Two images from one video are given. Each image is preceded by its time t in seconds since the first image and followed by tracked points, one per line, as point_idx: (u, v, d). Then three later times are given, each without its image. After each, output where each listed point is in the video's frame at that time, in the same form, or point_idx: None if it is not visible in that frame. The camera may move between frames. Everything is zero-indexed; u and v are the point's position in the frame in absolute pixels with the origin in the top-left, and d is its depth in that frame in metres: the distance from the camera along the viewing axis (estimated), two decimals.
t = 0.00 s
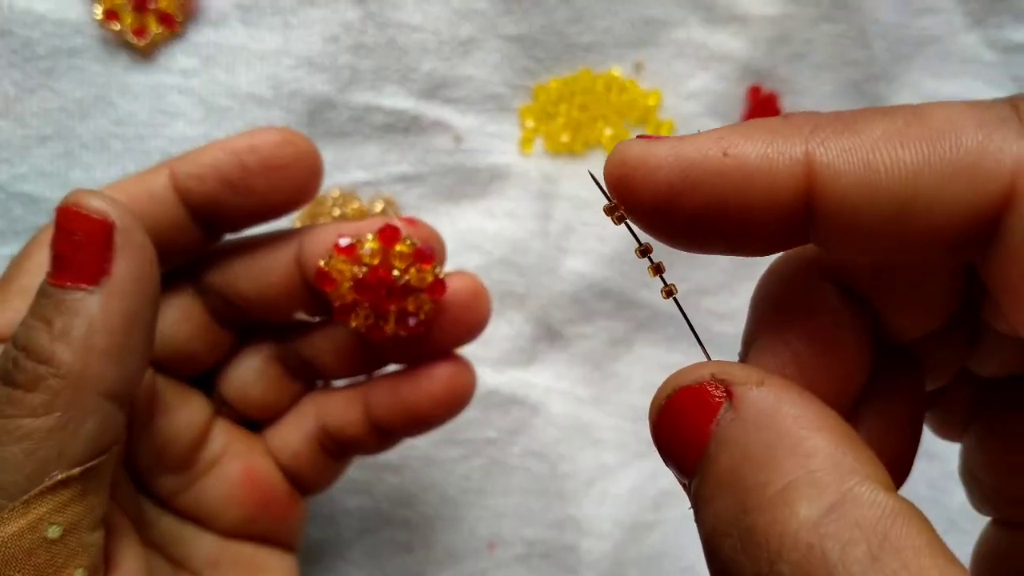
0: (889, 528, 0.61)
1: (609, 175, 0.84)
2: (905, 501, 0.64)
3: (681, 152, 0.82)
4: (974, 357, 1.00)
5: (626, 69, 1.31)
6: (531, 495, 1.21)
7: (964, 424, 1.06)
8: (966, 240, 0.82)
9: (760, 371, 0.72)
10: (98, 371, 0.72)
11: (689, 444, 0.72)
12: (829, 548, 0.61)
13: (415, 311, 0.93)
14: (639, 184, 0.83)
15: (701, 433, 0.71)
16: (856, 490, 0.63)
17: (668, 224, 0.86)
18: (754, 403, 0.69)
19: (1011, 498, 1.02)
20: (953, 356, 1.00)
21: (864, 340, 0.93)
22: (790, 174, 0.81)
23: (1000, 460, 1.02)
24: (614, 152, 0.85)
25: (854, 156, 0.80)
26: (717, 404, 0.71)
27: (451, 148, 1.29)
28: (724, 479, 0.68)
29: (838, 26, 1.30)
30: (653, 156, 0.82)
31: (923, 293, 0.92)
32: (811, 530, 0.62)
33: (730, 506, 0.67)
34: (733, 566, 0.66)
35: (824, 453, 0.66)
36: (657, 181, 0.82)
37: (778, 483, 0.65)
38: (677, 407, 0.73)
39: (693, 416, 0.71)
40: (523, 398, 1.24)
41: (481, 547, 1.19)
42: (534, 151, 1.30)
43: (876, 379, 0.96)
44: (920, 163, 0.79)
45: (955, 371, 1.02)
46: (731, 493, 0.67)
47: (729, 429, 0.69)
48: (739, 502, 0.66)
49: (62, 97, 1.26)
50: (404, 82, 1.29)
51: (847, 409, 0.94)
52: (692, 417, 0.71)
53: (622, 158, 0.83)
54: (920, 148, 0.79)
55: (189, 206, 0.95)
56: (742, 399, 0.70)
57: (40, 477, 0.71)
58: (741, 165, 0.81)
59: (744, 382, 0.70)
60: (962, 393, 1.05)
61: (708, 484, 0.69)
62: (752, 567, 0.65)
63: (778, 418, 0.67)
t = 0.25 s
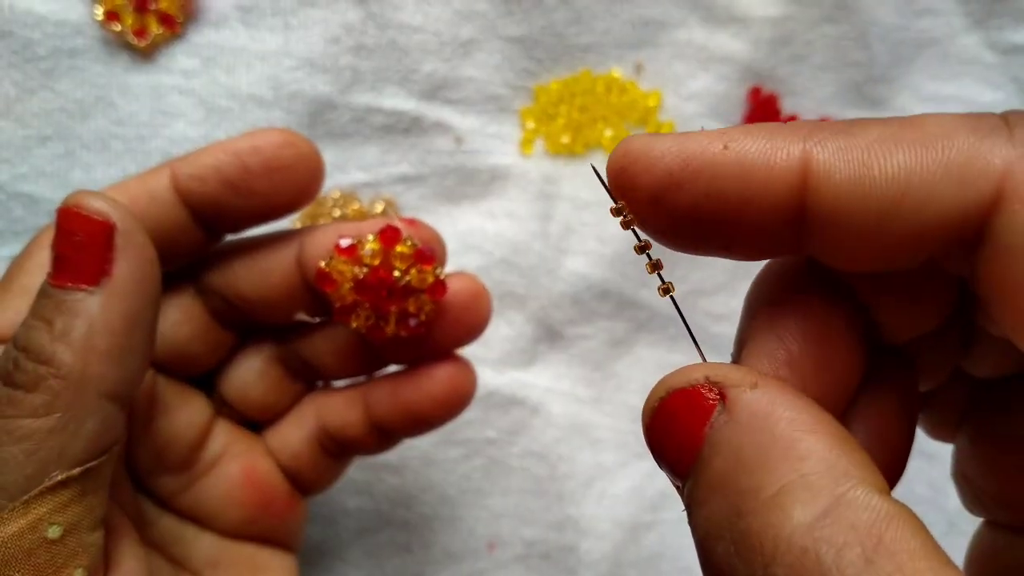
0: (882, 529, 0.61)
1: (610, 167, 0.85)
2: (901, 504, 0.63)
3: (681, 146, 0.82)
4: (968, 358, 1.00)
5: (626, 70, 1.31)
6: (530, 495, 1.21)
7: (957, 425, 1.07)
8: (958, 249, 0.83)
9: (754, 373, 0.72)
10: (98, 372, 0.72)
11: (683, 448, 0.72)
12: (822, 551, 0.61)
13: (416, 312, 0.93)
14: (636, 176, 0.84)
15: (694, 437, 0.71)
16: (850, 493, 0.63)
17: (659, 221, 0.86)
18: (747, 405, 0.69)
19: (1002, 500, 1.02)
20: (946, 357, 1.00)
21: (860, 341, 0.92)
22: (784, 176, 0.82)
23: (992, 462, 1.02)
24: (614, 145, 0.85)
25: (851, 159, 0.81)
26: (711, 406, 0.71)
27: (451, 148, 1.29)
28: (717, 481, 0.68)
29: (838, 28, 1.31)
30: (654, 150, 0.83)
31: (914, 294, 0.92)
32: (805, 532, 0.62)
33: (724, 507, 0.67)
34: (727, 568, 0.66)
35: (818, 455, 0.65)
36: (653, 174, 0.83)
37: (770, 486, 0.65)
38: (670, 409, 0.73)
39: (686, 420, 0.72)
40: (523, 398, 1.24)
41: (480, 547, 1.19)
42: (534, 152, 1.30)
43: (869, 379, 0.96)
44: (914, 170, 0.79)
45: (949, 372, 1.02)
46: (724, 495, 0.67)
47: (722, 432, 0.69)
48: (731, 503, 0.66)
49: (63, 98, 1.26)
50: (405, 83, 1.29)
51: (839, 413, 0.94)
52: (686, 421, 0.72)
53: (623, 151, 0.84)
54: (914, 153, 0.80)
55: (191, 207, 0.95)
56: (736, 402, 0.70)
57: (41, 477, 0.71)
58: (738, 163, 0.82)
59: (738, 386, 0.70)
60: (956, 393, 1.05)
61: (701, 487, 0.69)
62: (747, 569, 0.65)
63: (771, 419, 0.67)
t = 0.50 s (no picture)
0: (870, 511, 0.61)
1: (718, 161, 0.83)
2: (886, 483, 0.63)
3: (791, 114, 0.81)
4: (958, 347, 1.00)
5: (629, 69, 1.31)
6: (533, 496, 1.21)
7: (948, 420, 1.07)
8: None
9: (735, 356, 0.71)
10: (108, 372, 0.72)
11: (667, 436, 0.71)
12: (813, 534, 0.61)
13: (425, 312, 0.93)
14: (760, 158, 0.82)
15: (680, 422, 0.70)
16: (839, 475, 0.63)
17: (815, 193, 0.85)
18: (730, 391, 0.68)
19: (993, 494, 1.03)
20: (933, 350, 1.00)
21: (844, 328, 0.93)
22: (896, 99, 0.82)
23: (980, 454, 1.02)
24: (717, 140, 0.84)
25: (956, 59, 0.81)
26: (695, 391, 0.70)
27: (454, 148, 1.29)
28: (708, 471, 0.68)
29: (841, 27, 1.30)
30: (765, 125, 0.81)
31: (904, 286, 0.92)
32: (796, 516, 0.62)
33: (717, 495, 0.67)
34: (723, 555, 0.67)
35: (806, 438, 0.65)
36: (794, 144, 0.81)
37: (761, 472, 0.65)
38: (653, 395, 0.72)
39: (669, 407, 0.71)
40: (526, 399, 1.24)
41: (483, 548, 1.18)
42: (537, 151, 1.30)
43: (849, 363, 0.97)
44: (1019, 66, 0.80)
45: (937, 362, 1.03)
46: (717, 484, 0.67)
47: (708, 417, 0.69)
48: (724, 492, 0.66)
49: (65, 98, 1.25)
50: (407, 82, 1.29)
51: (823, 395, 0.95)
52: (669, 406, 0.71)
53: (728, 139, 0.82)
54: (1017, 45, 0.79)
55: (200, 207, 0.95)
56: (720, 387, 0.69)
57: (50, 477, 0.71)
58: (851, 98, 0.81)
59: (718, 370, 0.70)
60: (948, 391, 1.06)
61: (692, 476, 0.69)
62: (741, 556, 0.65)
63: (756, 404, 0.67)
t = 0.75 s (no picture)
0: (850, 502, 0.62)
1: (787, 205, 0.74)
2: (858, 469, 0.64)
3: (873, 142, 0.73)
4: (946, 356, 0.97)
5: (628, 67, 1.31)
6: (533, 494, 1.21)
7: (945, 423, 1.05)
8: None
9: (693, 353, 0.71)
10: (129, 371, 0.72)
11: (639, 441, 0.70)
12: (796, 528, 0.62)
13: (442, 314, 0.93)
14: (843, 195, 0.73)
15: (649, 430, 0.69)
16: (816, 466, 0.64)
17: (898, 227, 0.77)
18: (695, 391, 0.68)
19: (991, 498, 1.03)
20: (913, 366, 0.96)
21: (808, 335, 0.90)
22: (979, 101, 0.74)
23: (977, 460, 1.02)
24: (781, 185, 0.75)
25: None
26: (661, 396, 0.69)
27: (454, 146, 1.29)
28: (687, 476, 0.68)
29: (840, 26, 1.31)
30: (843, 159, 0.73)
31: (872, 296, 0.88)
32: (778, 512, 0.63)
33: (700, 499, 0.67)
34: (713, 554, 0.67)
35: (780, 431, 0.65)
36: (879, 174, 0.73)
37: (739, 471, 0.65)
38: (617, 405, 0.70)
39: (636, 412, 0.70)
40: (525, 397, 1.24)
41: (483, 546, 1.18)
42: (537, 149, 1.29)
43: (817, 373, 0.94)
44: None
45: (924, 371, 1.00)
46: (701, 488, 0.67)
47: (679, 422, 0.68)
48: (706, 495, 0.66)
49: (65, 95, 1.25)
50: (407, 81, 1.29)
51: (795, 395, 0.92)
52: (636, 415, 0.70)
53: (799, 179, 0.73)
54: None
55: (219, 207, 0.95)
56: (683, 387, 0.68)
57: (69, 476, 0.71)
58: (933, 109, 0.74)
59: (680, 371, 0.69)
60: (939, 399, 1.04)
61: (671, 481, 0.69)
62: (730, 554, 0.66)
63: (723, 404, 0.67)
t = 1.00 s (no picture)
0: (887, 509, 0.64)
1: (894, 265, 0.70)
2: (888, 472, 0.67)
3: (975, 185, 0.70)
4: (971, 378, 0.97)
5: (630, 68, 1.30)
6: (534, 496, 1.21)
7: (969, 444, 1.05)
8: None
9: (708, 366, 0.72)
10: (72, 365, 0.71)
11: (659, 459, 0.71)
12: (836, 539, 0.64)
13: (461, 321, 0.94)
14: (952, 244, 0.70)
15: (670, 447, 0.70)
16: (850, 474, 0.66)
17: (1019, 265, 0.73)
18: (716, 406, 0.69)
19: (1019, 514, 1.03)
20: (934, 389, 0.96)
21: (827, 358, 0.89)
22: None
23: (1004, 480, 1.02)
24: (878, 247, 0.71)
25: None
26: (678, 411, 0.70)
27: (455, 147, 1.29)
28: (721, 493, 0.69)
29: (843, 27, 1.30)
30: (947, 209, 0.70)
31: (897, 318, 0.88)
32: (818, 524, 0.65)
33: (736, 517, 0.68)
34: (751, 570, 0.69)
35: (809, 438, 0.67)
36: (991, 216, 0.70)
37: (773, 485, 0.67)
38: (634, 424, 0.71)
39: (652, 431, 0.71)
40: (526, 398, 1.24)
41: (484, 548, 1.18)
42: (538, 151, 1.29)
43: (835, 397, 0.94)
44: None
45: (947, 393, 0.99)
46: (736, 505, 0.68)
47: (699, 437, 0.69)
48: (741, 511, 0.68)
49: (65, 97, 1.25)
50: (407, 82, 1.29)
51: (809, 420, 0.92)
52: (654, 434, 0.71)
53: (902, 236, 0.70)
54: None
55: (237, 212, 0.94)
56: (703, 403, 0.70)
57: (27, 479, 0.72)
58: None
59: (697, 387, 0.70)
60: (965, 420, 1.03)
61: (702, 500, 0.70)
62: (771, 569, 0.67)
63: (747, 415, 0.68)
